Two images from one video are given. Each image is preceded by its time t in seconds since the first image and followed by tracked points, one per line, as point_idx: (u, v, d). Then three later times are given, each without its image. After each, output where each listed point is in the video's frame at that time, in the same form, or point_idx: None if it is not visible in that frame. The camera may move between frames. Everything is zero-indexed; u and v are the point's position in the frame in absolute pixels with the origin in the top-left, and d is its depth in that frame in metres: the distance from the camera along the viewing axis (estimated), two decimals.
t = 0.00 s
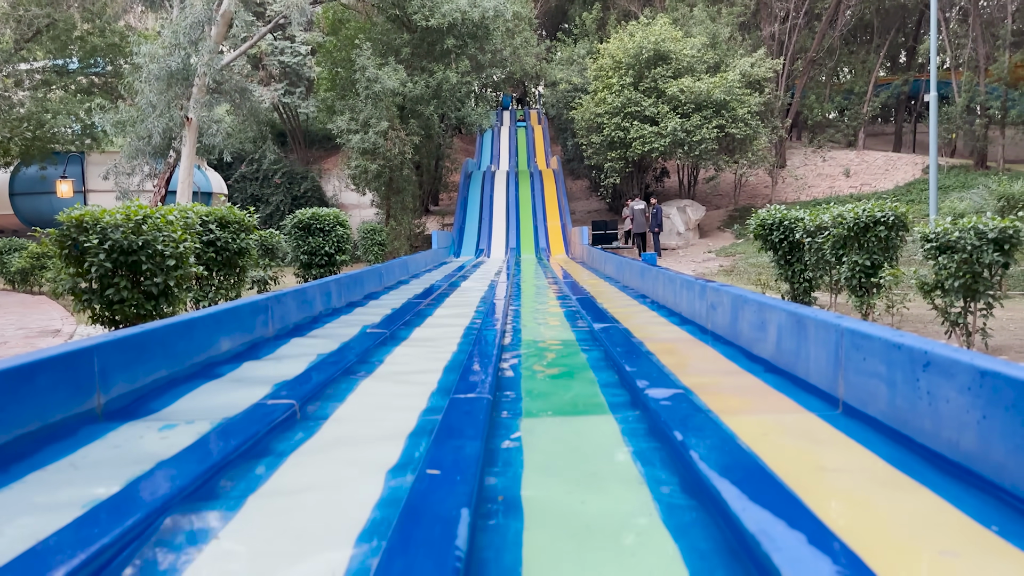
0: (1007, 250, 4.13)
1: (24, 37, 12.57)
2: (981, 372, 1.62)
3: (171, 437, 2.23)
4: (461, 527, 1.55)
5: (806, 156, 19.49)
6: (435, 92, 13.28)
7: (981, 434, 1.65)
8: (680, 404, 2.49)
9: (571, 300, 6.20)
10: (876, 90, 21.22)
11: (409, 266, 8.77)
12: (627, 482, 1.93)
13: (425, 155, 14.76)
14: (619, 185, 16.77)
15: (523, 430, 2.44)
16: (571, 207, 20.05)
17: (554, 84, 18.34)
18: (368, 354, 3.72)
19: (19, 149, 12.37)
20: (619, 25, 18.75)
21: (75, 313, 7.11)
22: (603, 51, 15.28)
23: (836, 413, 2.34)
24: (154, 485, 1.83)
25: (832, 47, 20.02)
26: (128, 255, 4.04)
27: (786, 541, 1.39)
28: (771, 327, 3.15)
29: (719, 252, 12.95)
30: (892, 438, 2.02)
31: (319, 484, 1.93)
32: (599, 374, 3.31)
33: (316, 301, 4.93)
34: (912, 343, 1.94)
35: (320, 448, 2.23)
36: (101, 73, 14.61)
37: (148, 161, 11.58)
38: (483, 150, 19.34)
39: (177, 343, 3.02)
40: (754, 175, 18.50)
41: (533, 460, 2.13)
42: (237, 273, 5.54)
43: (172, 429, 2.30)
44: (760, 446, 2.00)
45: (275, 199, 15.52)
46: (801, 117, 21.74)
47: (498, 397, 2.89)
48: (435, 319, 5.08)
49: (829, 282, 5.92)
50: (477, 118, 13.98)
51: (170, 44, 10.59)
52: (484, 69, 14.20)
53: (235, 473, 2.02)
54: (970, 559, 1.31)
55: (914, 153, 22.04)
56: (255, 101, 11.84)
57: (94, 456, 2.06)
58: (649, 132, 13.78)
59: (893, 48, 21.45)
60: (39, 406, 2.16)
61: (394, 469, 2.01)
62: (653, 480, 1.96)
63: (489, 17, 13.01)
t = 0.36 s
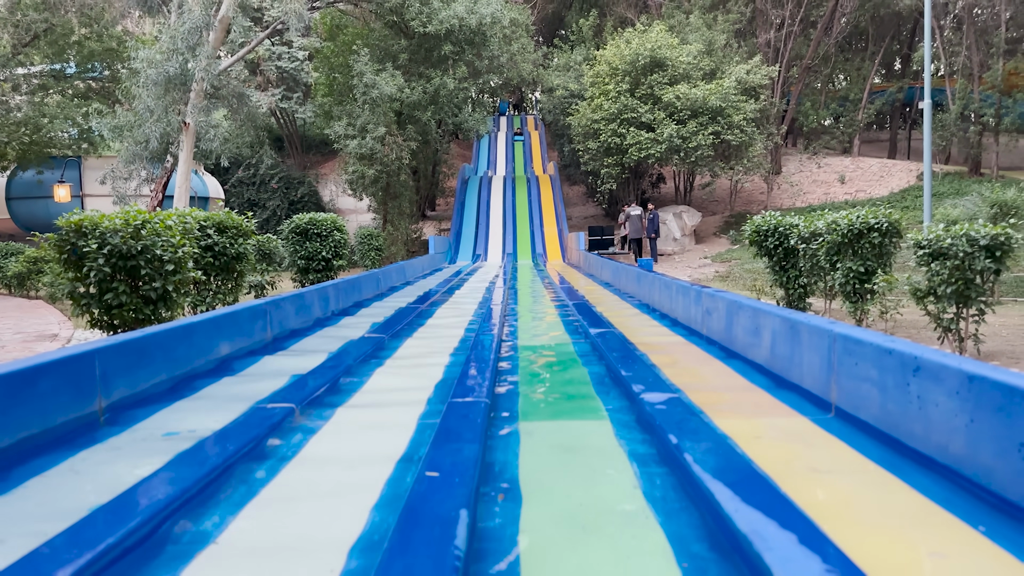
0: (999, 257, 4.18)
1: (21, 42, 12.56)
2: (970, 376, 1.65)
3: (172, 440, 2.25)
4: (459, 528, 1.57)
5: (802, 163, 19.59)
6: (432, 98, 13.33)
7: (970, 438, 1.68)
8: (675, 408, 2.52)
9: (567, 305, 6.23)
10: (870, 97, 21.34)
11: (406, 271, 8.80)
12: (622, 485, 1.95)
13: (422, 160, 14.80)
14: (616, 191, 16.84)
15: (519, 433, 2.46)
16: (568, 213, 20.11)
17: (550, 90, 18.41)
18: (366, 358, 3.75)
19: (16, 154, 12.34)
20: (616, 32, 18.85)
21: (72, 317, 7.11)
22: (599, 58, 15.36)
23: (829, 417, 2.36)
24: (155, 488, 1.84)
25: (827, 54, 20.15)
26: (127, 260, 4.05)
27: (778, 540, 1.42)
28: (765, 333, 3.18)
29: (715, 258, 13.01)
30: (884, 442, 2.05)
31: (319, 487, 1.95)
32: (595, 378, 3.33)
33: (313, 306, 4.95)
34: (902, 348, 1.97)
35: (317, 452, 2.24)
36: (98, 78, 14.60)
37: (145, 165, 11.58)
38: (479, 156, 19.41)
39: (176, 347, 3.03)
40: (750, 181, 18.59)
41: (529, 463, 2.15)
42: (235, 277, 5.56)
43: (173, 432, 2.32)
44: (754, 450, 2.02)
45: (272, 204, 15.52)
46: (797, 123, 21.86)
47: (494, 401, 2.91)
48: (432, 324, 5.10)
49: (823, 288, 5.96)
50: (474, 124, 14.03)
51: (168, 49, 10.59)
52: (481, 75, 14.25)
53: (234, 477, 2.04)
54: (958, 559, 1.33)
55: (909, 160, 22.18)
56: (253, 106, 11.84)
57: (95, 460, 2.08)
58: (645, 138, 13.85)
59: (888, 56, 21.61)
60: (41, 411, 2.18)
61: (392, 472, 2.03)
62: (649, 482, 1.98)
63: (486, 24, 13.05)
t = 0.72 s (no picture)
0: (990, 264, 4.24)
1: (20, 47, 12.57)
2: (956, 379, 1.69)
3: (177, 442, 2.28)
4: (461, 525, 1.61)
5: (798, 170, 19.71)
6: (430, 105, 13.40)
7: (956, 439, 1.72)
8: (671, 411, 2.56)
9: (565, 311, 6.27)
10: (866, 104, 21.48)
11: (404, 277, 8.83)
12: (618, 484, 1.99)
13: (420, 166, 14.87)
14: (613, 198, 16.92)
15: (518, 435, 2.49)
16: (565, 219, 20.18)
17: (548, 98, 18.50)
18: (366, 363, 3.78)
19: (15, 159, 12.36)
20: (613, 40, 18.97)
21: (72, 323, 7.13)
22: (597, 65, 15.46)
23: (822, 421, 2.40)
24: (162, 489, 1.88)
25: (823, 62, 20.31)
26: (129, 265, 4.08)
27: (769, 537, 1.46)
28: (760, 338, 3.23)
29: (712, 264, 13.07)
30: (875, 444, 2.09)
31: (321, 488, 1.98)
32: (592, 382, 3.37)
33: (313, 311, 4.98)
34: (892, 352, 2.01)
35: (320, 455, 2.27)
36: (97, 84, 14.63)
37: (144, 171, 11.62)
38: (477, 162, 19.48)
39: (180, 351, 3.06)
40: (746, 188, 18.69)
41: (528, 463, 2.19)
42: (235, 283, 5.59)
43: (178, 434, 2.36)
44: (748, 451, 2.06)
45: (270, 209, 15.55)
46: (793, 130, 21.98)
47: (493, 405, 2.95)
48: (430, 329, 5.13)
49: (818, 294, 6.01)
50: (472, 130, 14.10)
51: (167, 55, 10.64)
52: (478, 82, 14.31)
53: (238, 479, 2.07)
54: (943, 556, 1.38)
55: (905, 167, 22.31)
56: (251, 112, 11.88)
57: (103, 461, 2.11)
58: (642, 145, 13.93)
59: (883, 64, 21.79)
60: (49, 412, 2.21)
61: (393, 472, 2.06)
62: (645, 482, 2.02)
63: (484, 32, 13.12)
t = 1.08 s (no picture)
0: (981, 271, 4.31)
1: (21, 55, 12.65)
2: (940, 379, 1.75)
3: (185, 441, 2.33)
4: (464, 517, 1.66)
5: (795, 178, 19.81)
6: (429, 113, 13.49)
7: (941, 437, 1.77)
8: (667, 412, 2.61)
9: (563, 317, 6.33)
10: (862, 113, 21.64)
11: (403, 284, 8.89)
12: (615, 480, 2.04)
13: (419, 175, 14.95)
14: (611, 205, 17.00)
15: (518, 435, 2.54)
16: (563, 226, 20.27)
17: (546, 106, 18.62)
18: (367, 368, 3.82)
19: (16, 167, 12.41)
20: (611, 49, 19.12)
21: (73, 329, 7.16)
22: (595, 74, 15.57)
23: (813, 422, 2.46)
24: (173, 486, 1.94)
25: (820, 72, 20.47)
26: (133, 271, 4.13)
27: (759, 527, 1.51)
28: (754, 342, 3.28)
29: (709, 272, 13.14)
30: (864, 444, 2.14)
31: (326, 486, 2.02)
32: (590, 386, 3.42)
33: (314, 316, 5.03)
34: (880, 354, 2.07)
35: (324, 454, 2.33)
36: (98, 92, 14.69)
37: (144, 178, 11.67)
38: (476, 170, 19.58)
39: (186, 353, 3.11)
40: (744, 197, 18.81)
41: (528, 461, 2.24)
42: (236, 289, 5.64)
43: (187, 434, 2.41)
44: (741, 450, 2.11)
45: (270, 217, 15.60)
46: (790, 139, 22.12)
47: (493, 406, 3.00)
48: (430, 335, 5.18)
49: (814, 301, 6.07)
50: (471, 139, 14.20)
51: (169, 64, 10.73)
52: (477, 90, 14.42)
53: (245, 476, 2.12)
54: (926, 546, 1.43)
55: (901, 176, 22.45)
56: (252, 120, 11.94)
57: (114, 458, 2.16)
58: (640, 154, 14.03)
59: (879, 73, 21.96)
60: (62, 412, 2.25)
61: (396, 470, 2.11)
62: (641, 478, 2.07)
63: (483, 41, 13.25)
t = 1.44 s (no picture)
0: (975, 279, 4.34)
1: (25, 65, 12.78)
2: (929, 385, 1.80)
3: (193, 446, 2.38)
4: (466, 516, 1.71)
5: (794, 188, 19.89)
6: (430, 122, 13.57)
7: (929, 440, 1.82)
8: (665, 417, 2.65)
9: (564, 324, 6.37)
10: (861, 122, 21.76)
11: (404, 291, 8.94)
12: (613, 483, 2.08)
13: (419, 183, 15.04)
14: (611, 214, 17.08)
15: (518, 440, 2.58)
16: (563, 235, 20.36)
17: (546, 115, 18.73)
18: (369, 376, 3.87)
19: (19, 175, 12.50)
20: (610, 59, 19.26)
21: (77, 336, 7.21)
22: (595, 83, 15.69)
23: (808, 426, 2.50)
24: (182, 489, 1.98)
25: (818, 81, 20.61)
26: (139, 278, 4.18)
27: (751, 525, 1.56)
28: (750, 349, 3.33)
29: (708, 280, 13.19)
30: (856, 448, 2.18)
31: (331, 489, 2.07)
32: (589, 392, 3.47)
33: (317, 323, 5.07)
34: (872, 361, 2.12)
35: (329, 458, 2.37)
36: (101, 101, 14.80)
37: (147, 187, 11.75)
38: (476, 179, 19.68)
39: (192, 360, 3.16)
40: (743, 205, 18.90)
41: (529, 464, 2.28)
42: (239, 297, 5.70)
43: (195, 438, 2.46)
44: (736, 453, 2.16)
45: (271, 225, 15.67)
46: (789, 148, 22.23)
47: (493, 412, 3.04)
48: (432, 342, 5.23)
49: (812, 309, 6.12)
50: (471, 147, 14.29)
51: (172, 73, 10.83)
52: (478, 100, 14.53)
53: (252, 480, 2.17)
54: (914, 545, 1.48)
55: (900, 185, 22.54)
56: (254, 129, 12.02)
57: (124, 462, 2.21)
58: (640, 162, 14.11)
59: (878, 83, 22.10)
60: (73, 417, 2.30)
61: (400, 473, 2.16)
62: (638, 480, 2.11)
63: (484, 51, 13.38)
